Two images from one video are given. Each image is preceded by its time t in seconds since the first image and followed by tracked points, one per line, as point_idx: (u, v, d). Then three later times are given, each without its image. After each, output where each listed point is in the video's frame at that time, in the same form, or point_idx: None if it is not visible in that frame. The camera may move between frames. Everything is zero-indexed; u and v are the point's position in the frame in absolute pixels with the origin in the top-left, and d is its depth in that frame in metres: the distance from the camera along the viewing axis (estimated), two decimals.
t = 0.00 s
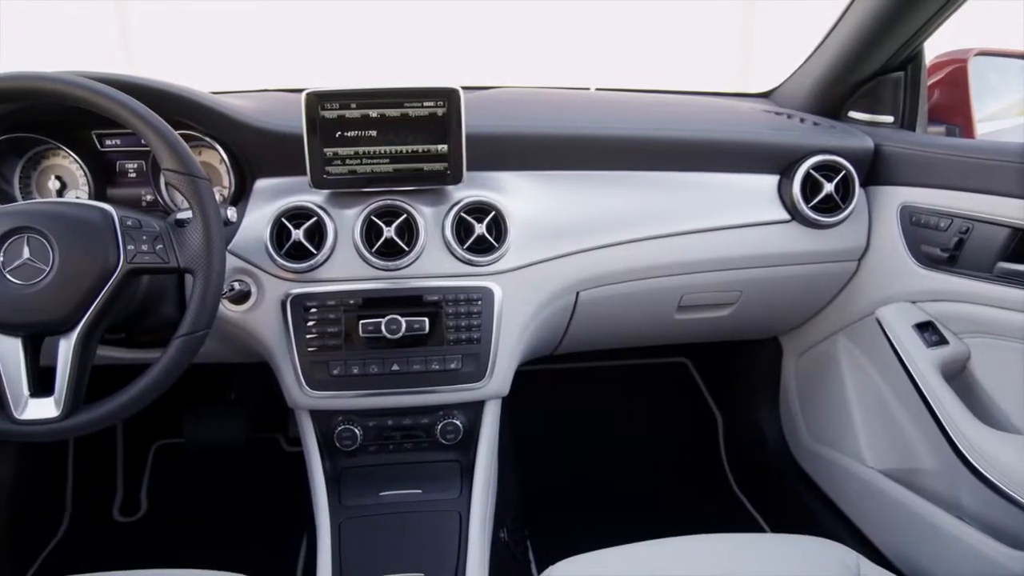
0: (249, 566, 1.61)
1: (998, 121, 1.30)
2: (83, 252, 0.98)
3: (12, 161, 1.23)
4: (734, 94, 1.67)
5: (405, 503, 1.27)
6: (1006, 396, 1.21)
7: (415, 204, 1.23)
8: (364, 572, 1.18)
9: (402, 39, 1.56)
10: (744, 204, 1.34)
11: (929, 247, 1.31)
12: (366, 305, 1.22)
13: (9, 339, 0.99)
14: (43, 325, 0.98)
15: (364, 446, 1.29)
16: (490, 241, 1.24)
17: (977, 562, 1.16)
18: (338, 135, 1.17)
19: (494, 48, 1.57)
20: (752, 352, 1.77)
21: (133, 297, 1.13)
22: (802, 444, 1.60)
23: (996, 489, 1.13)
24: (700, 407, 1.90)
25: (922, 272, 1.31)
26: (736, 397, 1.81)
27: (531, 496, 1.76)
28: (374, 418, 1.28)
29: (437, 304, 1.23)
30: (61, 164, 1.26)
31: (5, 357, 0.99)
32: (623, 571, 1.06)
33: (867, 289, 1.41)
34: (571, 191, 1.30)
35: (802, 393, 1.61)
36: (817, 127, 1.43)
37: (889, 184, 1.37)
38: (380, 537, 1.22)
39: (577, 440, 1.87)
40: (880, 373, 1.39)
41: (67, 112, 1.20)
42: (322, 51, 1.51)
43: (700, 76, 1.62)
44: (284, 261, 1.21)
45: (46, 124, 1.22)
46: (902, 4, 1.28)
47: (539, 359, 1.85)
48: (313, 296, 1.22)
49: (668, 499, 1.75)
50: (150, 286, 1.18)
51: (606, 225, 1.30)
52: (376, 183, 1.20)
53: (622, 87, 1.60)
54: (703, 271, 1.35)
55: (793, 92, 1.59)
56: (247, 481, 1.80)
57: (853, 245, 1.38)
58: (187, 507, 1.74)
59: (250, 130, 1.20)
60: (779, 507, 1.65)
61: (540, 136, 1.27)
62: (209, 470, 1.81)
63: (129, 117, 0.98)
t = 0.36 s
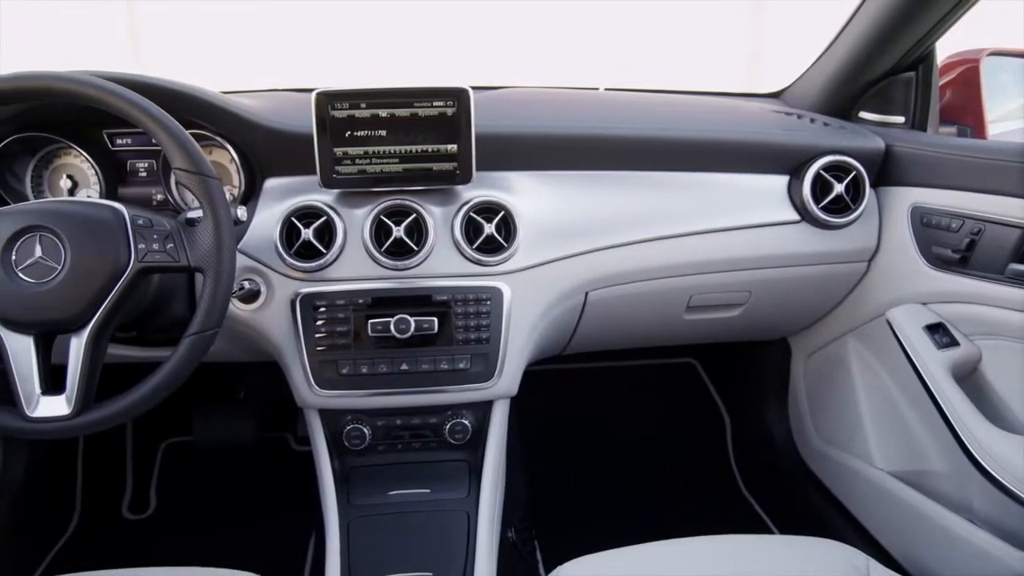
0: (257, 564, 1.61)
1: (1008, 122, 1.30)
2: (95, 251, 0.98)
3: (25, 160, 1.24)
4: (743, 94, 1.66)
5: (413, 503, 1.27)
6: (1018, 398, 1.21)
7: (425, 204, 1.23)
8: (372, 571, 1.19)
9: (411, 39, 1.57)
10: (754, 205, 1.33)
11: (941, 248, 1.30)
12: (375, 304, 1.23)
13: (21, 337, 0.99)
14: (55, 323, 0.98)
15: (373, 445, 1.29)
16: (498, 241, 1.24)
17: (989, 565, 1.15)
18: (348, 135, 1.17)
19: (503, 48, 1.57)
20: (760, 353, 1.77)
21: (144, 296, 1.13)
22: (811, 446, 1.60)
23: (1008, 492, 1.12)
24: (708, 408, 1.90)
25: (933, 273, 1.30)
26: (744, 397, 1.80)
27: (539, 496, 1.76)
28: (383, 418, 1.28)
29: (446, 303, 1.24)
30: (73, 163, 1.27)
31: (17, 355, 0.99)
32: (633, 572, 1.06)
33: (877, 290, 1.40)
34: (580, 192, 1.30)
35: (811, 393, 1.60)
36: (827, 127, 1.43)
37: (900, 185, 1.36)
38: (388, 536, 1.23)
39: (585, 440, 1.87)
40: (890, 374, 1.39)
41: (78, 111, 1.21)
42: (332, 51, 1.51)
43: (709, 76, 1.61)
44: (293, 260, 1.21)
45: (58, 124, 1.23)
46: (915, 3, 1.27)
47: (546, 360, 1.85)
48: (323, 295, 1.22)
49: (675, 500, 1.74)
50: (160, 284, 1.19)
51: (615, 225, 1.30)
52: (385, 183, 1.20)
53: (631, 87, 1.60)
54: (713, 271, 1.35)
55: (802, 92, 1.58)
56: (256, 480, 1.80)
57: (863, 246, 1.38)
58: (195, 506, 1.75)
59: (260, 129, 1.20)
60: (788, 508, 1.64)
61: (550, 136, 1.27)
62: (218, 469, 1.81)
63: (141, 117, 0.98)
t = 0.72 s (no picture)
0: (266, 563, 1.62)
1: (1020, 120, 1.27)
2: (107, 249, 0.99)
3: (37, 159, 1.25)
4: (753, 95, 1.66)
5: (422, 502, 1.27)
6: None
7: (435, 204, 1.24)
8: (381, 570, 1.19)
9: (421, 39, 1.57)
10: (764, 205, 1.33)
11: (952, 249, 1.29)
12: (385, 304, 1.23)
13: (34, 335, 1.00)
14: (67, 321, 0.99)
15: (382, 444, 1.30)
16: (508, 241, 1.24)
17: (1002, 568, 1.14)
18: (358, 134, 1.17)
19: (513, 48, 1.57)
20: (771, 354, 1.76)
21: (155, 294, 1.14)
22: (820, 448, 1.59)
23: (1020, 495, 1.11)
24: (717, 409, 1.89)
25: (946, 275, 1.30)
26: (755, 399, 1.79)
27: (547, 496, 1.77)
28: (392, 417, 1.28)
29: (456, 303, 1.24)
30: (85, 162, 1.28)
31: (29, 353, 1.00)
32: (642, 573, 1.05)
33: (888, 291, 1.39)
34: (590, 192, 1.30)
35: (821, 396, 1.60)
36: (838, 128, 1.42)
37: (912, 185, 1.35)
38: (397, 535, 1.23)
39: (593, 441, 1.87)
40: (901, 376, 1.38)
41: (91, 110, 1.21)
42: (342, 50, 1.52)
43: (720, 76, 1.61)
44: (303, 259, 1.22)
45: (71, 124, 1.24)
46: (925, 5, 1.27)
47: (555, 360, 1.84)
48: (332, 294, 1.22)
49: (684, 501, 1.74)
50: (171, 283, 1.19)
51: (625, 225, 1.29)
52: (396, 183, 1.20)
53: (641, 87, 1.60)
54: (723, 272, 1.34)
55: (813, 93, 1.58)
56: (264, 479, 1.81)
57: (874, 247, 1.37)
58: (204, 504, 1.76)
59: (271, 129, 1.20)
60: (797, 510, 1.63)
61: (560, 136, 1.27)
62: (227, 467, 1.82)
63: (154, 117, 0.99)
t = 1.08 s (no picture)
0: (276, 560, 1.63)
1: None
2: (118, 248, 0.99)
3: (51, 158, 1.26)
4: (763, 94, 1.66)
5: (431, 501, 1.27)
6: None
7: (445, 203, 1.24)
8: (390, 569, 1.19)
9: (431, 38, 1.57)
10: (775, 205, 1.33)
11: (964, 251, 1.28)
12: (394, 303, 1.23)
13: (46, 333, 1.00)
14: (80, 319, 0.99)
15: (391, 443, 1.30)
16: (518, 241, 1.24)
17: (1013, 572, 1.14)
18: (369, 134, 1.17)
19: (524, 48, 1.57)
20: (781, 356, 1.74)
21: (166, 292, 1.14)
22: (830, 450, 1.58)
23: None
24: (727, 409, 1.88)
25: (958, 276, 1.29)
26: (765, 400, 1.78)
27: (555, 496, 1.77)
28: (401, 416, 1.28)
29: (466, 303, 1.24)
30: (96, 160, 1.29)
31: (42, 351, 1.00)
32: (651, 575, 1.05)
33: (899, 293, 1.38)
34: (600, 192, 1.29)
35: (831, 397, 1.59)
36: (850, 128, 1.42)
37: (923, 186, 1.34)
38: (405, 534, 1.23)
39: (602, 441, 1.86)
40: (912, 378, 1.37)
41: (103, 109, 1.21)
42: (352, 49, 1.52)
43: (730, 76, 1.60)
44: (314, 258, 1.22)
45: (84, 123, 1.25)
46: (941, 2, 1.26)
47: (564, 360, 1.84)
48: (342, 293, 1.23)
49: (692, 502, 1.74)
50: (182, 281, 1.20)
51: (635, 225, 1.29)
52: (406, 182, 1.21)
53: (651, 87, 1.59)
54: (733, 273, 1.34)
55: (824, 93, 1.58)
56: (274, 478, 1.81)
57: (886, 248, 1.36)
58: (214, 501, 1.76)
59: (281, 128, 1.21)
60: (806, 512, 1.63)
61: (570, 136, 1.27)
62: (236, 465, 1.82)
63: (166, 116, 0.99)
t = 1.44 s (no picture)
0: (286, 558, 1.63)
1: None
2: (131, 247, 1.00)
3: (64, 157, 1.28)
4: (773, 95, 1.65)
5: (441, 501, 1.28)
6: None
7: (455, 203, 1.24)
8: (399, 569, 1.19)
9: (442, 39, 1.57)
10: (786, 206, 1.32)
11: (978, 253, 1.27)
12: (404, 302, 1.23)
13: (59, 330, 1.01)
14: (92, 317, 1.00)
15: (401, 442, 1.30)
16: (529, 241, 1.24)
17: None
18: (380, 134, 1.18)
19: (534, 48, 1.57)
20: (791, 358, 1.73)
21: (177, 291, 1.15)
22: (841, 452, 1.58)
23: None
24: (736, 410, 1.88)
25: (971, 278, 1.28)
26: (774, 401, 1.78)
27: (563, 495, 1.77)
28: (411, 416, 1.28)
29: (476, 302, 1.24)
30: (109, 160, 1.29)
31: (55, 348, 1.01)
32: None
33: (910, 294, 1.38)
34: (610, 192, 1.29)
35: (841, 399, 1.58)
36: (861, 129, 1.41)
37: (936, 187, 1.34)
38: (415, 533, 1.23)
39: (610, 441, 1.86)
40: (923, 380, 1.37)
41: (115, 108, 1.22)
42: (363, 50, 1.52)
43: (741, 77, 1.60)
44: (324, 258, 1.22)
45: (96, 122, 1.25)
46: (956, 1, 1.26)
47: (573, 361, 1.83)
48: (353, 292, 1.23)
49: (700, 503, 1.74)
50: (193, 280, 1.20)
51: (646, 225, 1.29)
52: (417, 182, 1.21)
53: (662, 88, 1.59)
54: (744, 273, 1.34)
55: (834, 92, 1.57)
56: (283, 476, 1.82)
57: (898, 249, 1.36)
58: (224, 498, 1.77)
59: (293, 128, 1.21)
60: (816, 514, 1.62)
61: (581, 135, 1.27)
62: (246, 463, 1.83)
63: (180, 116, 0.99)
